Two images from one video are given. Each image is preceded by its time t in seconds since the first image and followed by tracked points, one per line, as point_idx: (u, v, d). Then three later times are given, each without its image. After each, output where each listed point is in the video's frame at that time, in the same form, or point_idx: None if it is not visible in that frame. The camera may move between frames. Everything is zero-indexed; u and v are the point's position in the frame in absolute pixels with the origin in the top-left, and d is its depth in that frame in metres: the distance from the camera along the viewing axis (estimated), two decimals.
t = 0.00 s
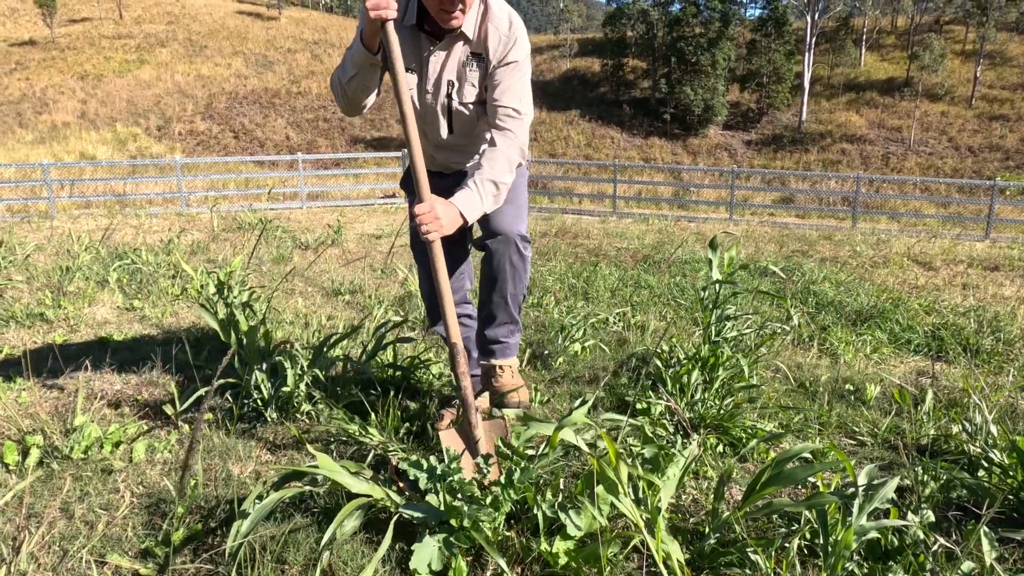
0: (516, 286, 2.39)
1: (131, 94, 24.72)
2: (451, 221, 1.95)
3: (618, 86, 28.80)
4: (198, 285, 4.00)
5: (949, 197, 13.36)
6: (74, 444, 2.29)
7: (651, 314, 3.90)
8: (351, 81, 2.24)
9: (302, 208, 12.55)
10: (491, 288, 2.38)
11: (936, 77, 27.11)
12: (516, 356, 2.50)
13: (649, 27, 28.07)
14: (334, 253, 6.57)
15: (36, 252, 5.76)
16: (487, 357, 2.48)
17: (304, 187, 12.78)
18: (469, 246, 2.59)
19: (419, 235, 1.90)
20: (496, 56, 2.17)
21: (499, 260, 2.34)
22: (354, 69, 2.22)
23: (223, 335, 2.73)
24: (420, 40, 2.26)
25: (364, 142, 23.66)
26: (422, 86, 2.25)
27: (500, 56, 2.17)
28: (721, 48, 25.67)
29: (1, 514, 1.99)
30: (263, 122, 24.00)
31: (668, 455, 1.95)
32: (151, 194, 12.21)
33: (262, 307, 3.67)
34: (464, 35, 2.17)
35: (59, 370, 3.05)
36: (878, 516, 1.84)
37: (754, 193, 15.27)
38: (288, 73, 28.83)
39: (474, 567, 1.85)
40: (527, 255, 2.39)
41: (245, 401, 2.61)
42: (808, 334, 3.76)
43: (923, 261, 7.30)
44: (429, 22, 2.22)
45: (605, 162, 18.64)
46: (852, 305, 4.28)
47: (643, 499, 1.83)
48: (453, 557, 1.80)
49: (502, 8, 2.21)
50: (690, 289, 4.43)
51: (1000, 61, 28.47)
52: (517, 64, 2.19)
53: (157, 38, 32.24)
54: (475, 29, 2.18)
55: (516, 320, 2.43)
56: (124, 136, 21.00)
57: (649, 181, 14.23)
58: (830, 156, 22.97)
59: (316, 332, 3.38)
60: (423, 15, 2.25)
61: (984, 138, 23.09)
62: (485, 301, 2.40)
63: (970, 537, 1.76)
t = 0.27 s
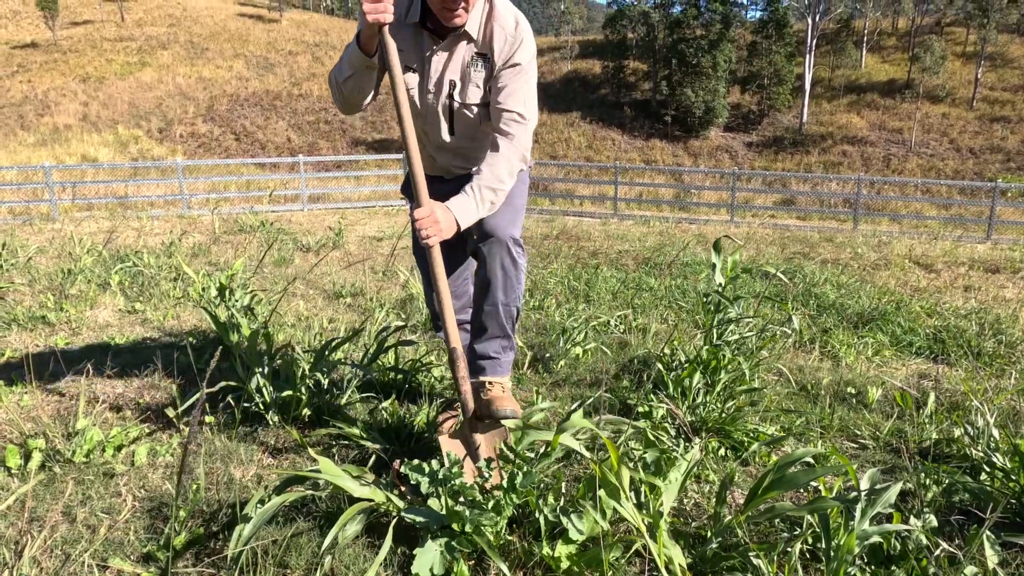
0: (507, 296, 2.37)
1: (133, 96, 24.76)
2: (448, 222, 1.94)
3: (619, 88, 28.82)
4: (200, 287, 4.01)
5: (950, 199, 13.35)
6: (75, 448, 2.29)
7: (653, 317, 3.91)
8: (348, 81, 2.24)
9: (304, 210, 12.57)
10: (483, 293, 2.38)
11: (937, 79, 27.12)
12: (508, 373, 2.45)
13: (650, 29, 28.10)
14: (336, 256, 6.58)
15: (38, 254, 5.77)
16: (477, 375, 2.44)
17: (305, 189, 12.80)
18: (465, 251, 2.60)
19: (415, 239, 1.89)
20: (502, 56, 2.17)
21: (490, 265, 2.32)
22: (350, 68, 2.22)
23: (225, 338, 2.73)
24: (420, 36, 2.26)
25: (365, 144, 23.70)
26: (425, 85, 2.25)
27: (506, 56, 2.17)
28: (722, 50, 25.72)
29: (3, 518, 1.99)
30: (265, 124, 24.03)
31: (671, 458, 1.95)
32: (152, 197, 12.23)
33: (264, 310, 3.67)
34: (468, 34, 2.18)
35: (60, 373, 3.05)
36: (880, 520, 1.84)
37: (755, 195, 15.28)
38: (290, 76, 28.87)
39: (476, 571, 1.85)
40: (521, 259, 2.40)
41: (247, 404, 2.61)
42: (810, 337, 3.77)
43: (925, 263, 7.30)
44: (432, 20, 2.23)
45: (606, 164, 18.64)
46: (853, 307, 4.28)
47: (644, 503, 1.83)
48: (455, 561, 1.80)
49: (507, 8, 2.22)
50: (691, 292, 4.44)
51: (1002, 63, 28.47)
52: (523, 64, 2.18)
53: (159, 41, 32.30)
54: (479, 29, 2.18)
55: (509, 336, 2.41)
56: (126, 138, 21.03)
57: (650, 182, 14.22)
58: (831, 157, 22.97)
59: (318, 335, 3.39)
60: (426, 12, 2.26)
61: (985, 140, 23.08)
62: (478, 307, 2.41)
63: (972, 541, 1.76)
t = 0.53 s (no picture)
0: (501, 306, 2.34)
1: (134, 97, 24.79)
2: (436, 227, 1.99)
3: (620, 88, 28.81)
4: (202, 290, 4.01)
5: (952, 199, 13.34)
6: (78, 452, 2.30)
7: (653, 319, 3.92)
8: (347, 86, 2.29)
9: (305, 210, 12.58)
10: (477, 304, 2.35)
11: (938, 78, 27.09)
12: (504, 379, 2.42)
13: (651, 29, 28.10)
14: (337, 257, 6.59)
15: (40, 256, 5.78)
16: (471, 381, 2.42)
17: (306, 190, 12.82)
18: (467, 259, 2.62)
19: (408, 245, 1.96)
20: (505, 58, 2.14)
21: (488, 272, 2.28)
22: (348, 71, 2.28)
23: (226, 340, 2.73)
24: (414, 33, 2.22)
25: (366, 145, 23.71)
26: (423, 87, 2.23)
27: (508, 59, 2.13)
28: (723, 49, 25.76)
29: (6, 522, 2.00)
30: (266, 125, 24.05)
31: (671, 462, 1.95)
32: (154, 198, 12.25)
33: (266, 313, 3.67)
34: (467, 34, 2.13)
35: (62, 377, 3.06)
36: (881, 524, 1.84)
37: (756, 196, 15.27)
38: (291, 76, 28.89)
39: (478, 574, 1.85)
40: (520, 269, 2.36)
41: (249, 407, 2.61)
42: (811, 338, 3.77)
43: (926, 264, 7.29)
44: (427, 18, 2.17)
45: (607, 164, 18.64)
46: (854, 309, 4.29)
47: (645, 507, 1.83)
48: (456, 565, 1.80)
49: (511, 4, 2.15)
50: (692, 293, 4.44)
51: (1004, 62, 28.43)
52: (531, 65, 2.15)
53: (160, 41, 32.33)
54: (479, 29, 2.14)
55: (505, 343, 2.38)
56: (127, 138, 21.05)
57: (651, 182, 14.20)
58: (832, 157, 22.95)
59: (320, 338, 3.39)
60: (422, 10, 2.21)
61: (987, 139, 23.05)
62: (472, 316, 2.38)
63: (973, 546, 1.76)
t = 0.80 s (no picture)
0: (521, 331, 2.32)
1: (136, 96, 24.82)
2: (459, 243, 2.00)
3: (622, 86, 28.81)
4: (205, 292, 4.04)
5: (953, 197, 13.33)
6: (85, 457, 2.33)
7: (653, 322, 3.95)
8: (360, 99, 2.25)
9: (307, 211, 12.61)
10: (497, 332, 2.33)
11: (940, 77, 27.07)
12: (534, 404, 2.42)
13: (652, 28, 28.10)
14: (338, 258, 6.62)
15: (44, 257, 5.82)
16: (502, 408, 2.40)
17: (308, 189, 12.85)
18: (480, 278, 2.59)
19: (431, 261, 1.97)
20: (515, 62, 2.13)
21: (502, 298, 2.27)
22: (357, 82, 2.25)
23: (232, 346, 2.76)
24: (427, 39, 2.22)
25: (367, 144, 23.73)
26: (434, 93, 2.22)
27: (518, 64, 2.13)
28: (726, 46, 26.05)
29: (16, 526, 2.03)
30: (267, 124, 24.08)
31: (670, 468, 1.98)
32: (156, 198, 12.28)
33: (269, 316, 3.71)
34: (476, 39, 2.12)
35: (68, 381, 3.08)
36: (875, 530, 1.86)
37: (757, 195, 15.27)
38: (292, 75, 28.92)
39: None
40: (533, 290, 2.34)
41: (254, 413, 2.64)
42: (810, 341, 3.80)
43: (926, 264, 7.31)
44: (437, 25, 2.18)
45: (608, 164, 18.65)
46: (854, 310, 4.31)
47: (644, 513, 1.86)
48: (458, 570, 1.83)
49: (520, 10, 2.18)
50: (692, 296, 4.47)
51: (1006, 60, 28.38)
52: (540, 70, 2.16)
53: (161, 40, 32.37)
54: (488, 34, 2.14)
55: (531, 368, 2.37)
56: (129, 138, 21.10)
57: (653, 181, 14.21)
58: (834, 156, 22.94)
59: (322, 342, 3.43)
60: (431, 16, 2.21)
61: (989, 138, 23.02)
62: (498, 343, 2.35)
63: (966, 552, 1.78)
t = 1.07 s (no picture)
0: (539, 311, 2.46)
1: (138, 95, 24.87)
2: (474, 245, 1.99)
3: (623, 84, 28.80)
4: (210, 293, 4.09)
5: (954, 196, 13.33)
6: (95, 457, 2.38)
7: (653, 322, 3.98)
8: (384, 102, 2.26)
9: (309, 210, 12.64)
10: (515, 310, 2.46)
11: (942, 74, 27.02)
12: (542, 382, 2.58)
13: (654, 25, 28.08)
14: (341, 257, 6.66)
15: (49, 257, 5.86)
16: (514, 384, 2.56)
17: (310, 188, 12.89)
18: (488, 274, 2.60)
19: (447, 262, 1.95)
20: (539, 65, 2.21)
21: (530, 282, 2.40)
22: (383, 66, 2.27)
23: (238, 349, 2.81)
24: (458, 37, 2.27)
25: (369, 142, 23.76)
26: (460, 88, 2.25)
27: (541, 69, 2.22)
28: (726, 45, 25.91)
29: (28, 524, 2.08)
30: (269, 123, 24.12)
31: (667, 468, 2.02)
32: (159, 197, 12.32)
33: (273, 317, 3.76)
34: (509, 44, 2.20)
35: (76, 381, 3.13)
36: (867, 529, 1.90)
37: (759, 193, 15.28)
38: (294, 73, 28.95)
39: None
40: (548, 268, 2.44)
41: (259, 413, 2.69)
42: (810, 341, 3.84)
43: (927, 263, 7.33)
44: (476, 26, 2.26)
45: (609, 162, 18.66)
46: (853, 310, 4.34)
47: (641, 512, 1.90)
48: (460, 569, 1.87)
49: (548, 27, 2.28)
50: (692, 296, 4.51)
51: (1008, 57, 28.32)
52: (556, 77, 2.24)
53: (163, 39, 32.41)
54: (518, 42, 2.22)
55: (542, 344, 2.52)
56: (131, 136, 21.14)
57: (654, 180, 14.22)
58: (836, 153, 22.93)
59: (326, 342, 3.47)
60: (468, 18, 2.27)
61: (991, 135, 22.98)
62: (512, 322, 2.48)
63: (956, 549, 1.82)
